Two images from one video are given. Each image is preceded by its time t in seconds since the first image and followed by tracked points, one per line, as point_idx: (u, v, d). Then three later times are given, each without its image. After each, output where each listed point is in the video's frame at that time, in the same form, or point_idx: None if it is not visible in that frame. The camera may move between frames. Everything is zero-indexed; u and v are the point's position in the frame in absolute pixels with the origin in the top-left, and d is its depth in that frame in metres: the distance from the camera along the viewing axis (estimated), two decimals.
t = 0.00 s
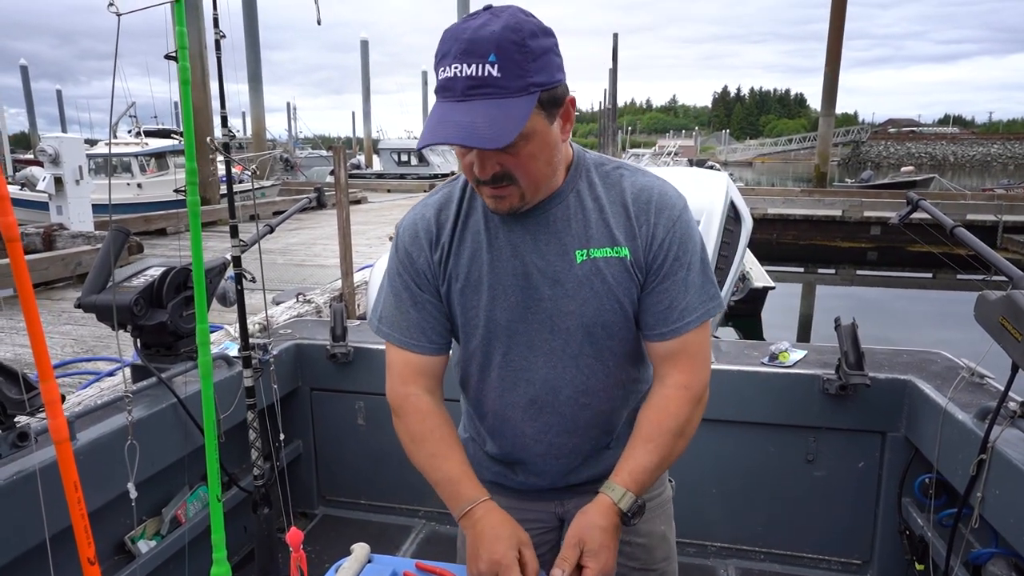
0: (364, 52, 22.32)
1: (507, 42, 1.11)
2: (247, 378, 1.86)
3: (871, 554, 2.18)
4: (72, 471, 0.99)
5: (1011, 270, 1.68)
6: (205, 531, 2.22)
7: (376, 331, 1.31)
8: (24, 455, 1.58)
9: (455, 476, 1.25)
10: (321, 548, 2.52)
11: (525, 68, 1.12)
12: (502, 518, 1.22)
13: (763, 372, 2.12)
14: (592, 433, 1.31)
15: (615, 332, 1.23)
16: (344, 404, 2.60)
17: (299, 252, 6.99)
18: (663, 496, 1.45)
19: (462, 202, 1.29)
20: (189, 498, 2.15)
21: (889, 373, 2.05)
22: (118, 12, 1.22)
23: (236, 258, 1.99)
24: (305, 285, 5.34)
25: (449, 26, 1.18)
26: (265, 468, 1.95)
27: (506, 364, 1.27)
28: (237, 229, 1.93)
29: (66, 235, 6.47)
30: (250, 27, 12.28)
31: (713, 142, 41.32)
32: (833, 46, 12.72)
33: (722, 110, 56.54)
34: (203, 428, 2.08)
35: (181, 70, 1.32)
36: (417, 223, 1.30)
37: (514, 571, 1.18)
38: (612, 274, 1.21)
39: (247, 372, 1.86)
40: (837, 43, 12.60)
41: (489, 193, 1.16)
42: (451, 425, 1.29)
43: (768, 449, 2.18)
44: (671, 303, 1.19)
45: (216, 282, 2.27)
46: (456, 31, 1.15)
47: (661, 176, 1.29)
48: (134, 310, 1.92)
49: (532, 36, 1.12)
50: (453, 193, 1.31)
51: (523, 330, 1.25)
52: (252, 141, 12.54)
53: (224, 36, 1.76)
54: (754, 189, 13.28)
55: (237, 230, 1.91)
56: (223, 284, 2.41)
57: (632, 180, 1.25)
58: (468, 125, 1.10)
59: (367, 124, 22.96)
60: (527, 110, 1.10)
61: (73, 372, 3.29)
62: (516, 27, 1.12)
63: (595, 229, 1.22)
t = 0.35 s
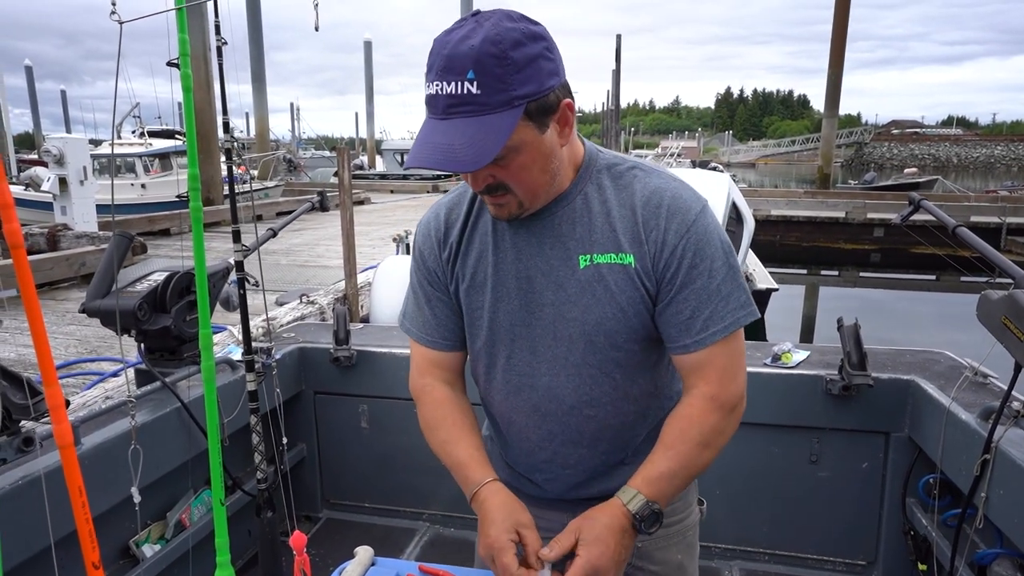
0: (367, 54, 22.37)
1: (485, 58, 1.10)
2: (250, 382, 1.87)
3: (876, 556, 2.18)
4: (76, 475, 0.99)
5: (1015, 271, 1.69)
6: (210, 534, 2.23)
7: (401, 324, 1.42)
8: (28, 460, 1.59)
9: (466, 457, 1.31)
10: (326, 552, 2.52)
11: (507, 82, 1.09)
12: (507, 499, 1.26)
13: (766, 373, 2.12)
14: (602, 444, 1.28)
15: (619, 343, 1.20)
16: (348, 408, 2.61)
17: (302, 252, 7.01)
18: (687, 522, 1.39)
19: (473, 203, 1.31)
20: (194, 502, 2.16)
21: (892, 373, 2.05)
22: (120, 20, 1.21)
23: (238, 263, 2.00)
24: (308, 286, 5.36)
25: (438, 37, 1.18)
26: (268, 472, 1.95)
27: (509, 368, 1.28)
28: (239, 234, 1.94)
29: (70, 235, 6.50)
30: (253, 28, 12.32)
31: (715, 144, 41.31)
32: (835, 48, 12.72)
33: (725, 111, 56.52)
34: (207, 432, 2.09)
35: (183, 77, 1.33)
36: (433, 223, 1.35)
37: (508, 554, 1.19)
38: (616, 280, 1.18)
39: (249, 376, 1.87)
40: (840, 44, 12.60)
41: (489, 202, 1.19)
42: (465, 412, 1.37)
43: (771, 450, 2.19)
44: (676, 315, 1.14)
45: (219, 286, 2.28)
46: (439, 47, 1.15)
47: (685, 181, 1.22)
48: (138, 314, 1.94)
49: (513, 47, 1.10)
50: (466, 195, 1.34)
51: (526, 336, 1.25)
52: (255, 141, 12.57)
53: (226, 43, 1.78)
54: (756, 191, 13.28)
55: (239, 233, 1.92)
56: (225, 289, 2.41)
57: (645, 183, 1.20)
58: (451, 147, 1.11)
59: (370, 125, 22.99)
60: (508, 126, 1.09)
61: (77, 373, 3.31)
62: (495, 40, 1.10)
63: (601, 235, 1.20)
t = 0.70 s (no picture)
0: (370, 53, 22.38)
1: (482, 65, 1.11)
2: (258, 380, 1.89)
3: (878, 553, 2.20)
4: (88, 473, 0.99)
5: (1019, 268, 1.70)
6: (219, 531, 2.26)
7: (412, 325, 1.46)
8: (39, 458, 1.61)
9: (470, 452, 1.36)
10: (332, 550, 2.54)
11: (505, 89, 1.10)
12: (505, 496, 1.29)
13: (769, 371, 2.13)
14: (609, 444, 1.29)
15: (624, 345, 1.21)
16: (353, 408, 2.63)
17: (305, 252, 7.03)
18: (695, 523, 1.40)
19: (479, 207, 1.33)
20: (200, 501, 2.18)
21: (895, 371, 2.06)
22: (126, 20, 1.26)
23: (245, 262, 2.01)
24: (311, 285, 5.37)
25: (437, 44, 1.19)
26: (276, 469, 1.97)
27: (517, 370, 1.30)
28: (246, 232, 1.96)
29: (74, 234, 6.53)
30: (255, 27, 12.32)
31: (718, 144, 41.27)
32: (839, 48, 12.71)
33: (727, 111, 56.46)
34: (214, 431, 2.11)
35: (189, 77, 1.36)
36: (442, 226, 1.37)
37: (501, 551, 1.22)
38: (619, 283, 1.19)
39: (257, 374, 1.88)
40: (844, 44, 12.59)
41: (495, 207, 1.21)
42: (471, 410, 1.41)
43: (775, 447, 2.20)
44: (680, 319, 1.14)
45: (225, 286, 2.30)
46: (436, 56, 1.16)
47: (692, 182, 1.21)
48: (144, 314, 1.95)
49: (510, 53, 1.11)
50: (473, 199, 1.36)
51: (532, 338, 1.27)
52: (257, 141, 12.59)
53: (232, 42, 1.80)
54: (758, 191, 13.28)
55: (245, 232, 1.94)
56: (231, 289, 2.42)
57: (650, 184, 1.20)
58: (451, 157, 1.13)
59: (372, 124, 22.98)
60: (508, 134, 1.10)
61: (83, 371, 3.33)
62: (492, 47, 1.11)
63: (605, 238, 1.21)
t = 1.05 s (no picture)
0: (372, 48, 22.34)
1: (472, 50, 1.10)
2: (264, 370, 1.89)
3: (880, 547, 2.19)
4: (98, 462, 0.97)
5: None
6: (223, 523, 2.26)
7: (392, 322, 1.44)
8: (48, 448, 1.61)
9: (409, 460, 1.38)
10: (334, 543, 2.55)
11: (495, 73, 1.10)
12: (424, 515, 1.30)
13: (772, 366, 2.13)
14: (605, 432, 1.28)
15: (618, 328, 1.21)
16: (355, 400, 2.63)
17: (307, 246, 7.03)
18: (681, 508, 1.40)
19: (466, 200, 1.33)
20: (204, 492, 2.19)
21: (898, 366, 2.06)
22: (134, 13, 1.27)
23: (249, 254, 2.01)
24: (314, 279, 5.37)
25: (424, 33, 1.19)
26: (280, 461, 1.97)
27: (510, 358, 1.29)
28: (251, 224, 1.96)
29: (77, 229, 6.53)
30: (257, 21, 12.29)
31: (721, 139, 41.15)
32: (843, 43, 12.65)
33: (730, 106, 56.30)
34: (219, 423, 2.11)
35: (196, 70, 1.38)
36: (427, 222, 1.37)
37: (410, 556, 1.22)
38: (612, 267, 1.19)
39: (263, 365, 1.89)
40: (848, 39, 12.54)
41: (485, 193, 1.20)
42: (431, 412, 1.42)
43: (777, 442, 2.20)
44: (673, 299, 1.15)
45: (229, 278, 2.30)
46: (425, 42, 1.16)
47: (676, 166, 1.23)
48: (148, 306, 1.95)
49: (500, 38, 1.11)
50: (459, 193, 1.35)
51: (524, 326, 1.26)
52: (260, 135, 12.58)
53: (236, 35, 1.79)
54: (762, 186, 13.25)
55: (250, 225, 1.94)
56: (235, 282, 2.42)
57: (637, 169, 1.21)
58: (442, 140, 1.12)
59: (375, 119, 22.94)
60: (498, 118, 1.09)
61: (86, 365, 3.34)
62: (481, 32, 1.11)
63: (596, 222, 1.21)
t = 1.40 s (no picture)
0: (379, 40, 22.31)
1: (487, 4, 1.12)
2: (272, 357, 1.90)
3: (885, 540, 2.19)
4: (108, 445, 0.98)
5: None
6: (230, 511, 2.28)
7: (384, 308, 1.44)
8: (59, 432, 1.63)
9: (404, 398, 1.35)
10: (340, 530, 2.56)
11: (508, 27, 1.12)
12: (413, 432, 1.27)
13: (779, 358, 2.12)
14: (596, 412, 1.27)
15: (614, 303, 1.21)
16: (362, 389, 2.64)
17: (315, 238, 7.05)
18: (669, 491, 1.40)
19: (460, 179, 1.32)
20: (212, 478, 2.20)
21: (905, 359, 2.04)
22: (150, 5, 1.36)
23: (258, 242, 2.02)
24: (321, 271, 5.39)
25: None
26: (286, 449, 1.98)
27: (503, 336, 1.28)
28: (260, 213, 1.96)
29: (87, 220, 6.57)
30: (263, 13, 12.28)
31: (729, 131, 40.92)
32: (853, 34, 12.54)
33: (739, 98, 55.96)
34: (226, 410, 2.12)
35: (205, 55, 1.39)
36: (419, 202, 1.36)
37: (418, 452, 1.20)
38: (609, 241, 1.20)
39: (271, 351, 1.90)
40: (858, 30, 12.43)
41: (484, 158, 1.18)
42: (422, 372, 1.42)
43: (782, 434, 2.20)
44: (670, 271, 1.16)
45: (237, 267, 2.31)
46: None
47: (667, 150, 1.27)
48: (156, 294, 1.96)
49: None
50: (454, 172, 1.35)
51: (519, 301, 1.25)
52: (268, 127, 12.60)
53: (246, 22, 1.79)
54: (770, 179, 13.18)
55: (259, 212, 1.94)
56: (243, 270, 2.43)
57: (632, 149, 1.24)
58: (457, 84, 1.11)
59: (382, 112, 22.93)
60: (512, 70, 1.09)
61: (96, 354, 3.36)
62: None
63: (593, 198, 1.22)
